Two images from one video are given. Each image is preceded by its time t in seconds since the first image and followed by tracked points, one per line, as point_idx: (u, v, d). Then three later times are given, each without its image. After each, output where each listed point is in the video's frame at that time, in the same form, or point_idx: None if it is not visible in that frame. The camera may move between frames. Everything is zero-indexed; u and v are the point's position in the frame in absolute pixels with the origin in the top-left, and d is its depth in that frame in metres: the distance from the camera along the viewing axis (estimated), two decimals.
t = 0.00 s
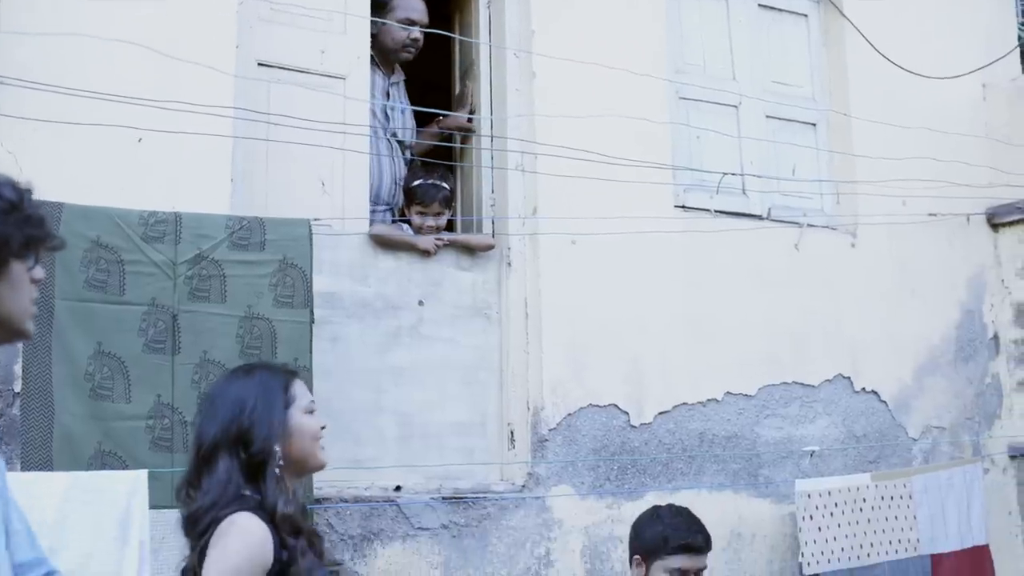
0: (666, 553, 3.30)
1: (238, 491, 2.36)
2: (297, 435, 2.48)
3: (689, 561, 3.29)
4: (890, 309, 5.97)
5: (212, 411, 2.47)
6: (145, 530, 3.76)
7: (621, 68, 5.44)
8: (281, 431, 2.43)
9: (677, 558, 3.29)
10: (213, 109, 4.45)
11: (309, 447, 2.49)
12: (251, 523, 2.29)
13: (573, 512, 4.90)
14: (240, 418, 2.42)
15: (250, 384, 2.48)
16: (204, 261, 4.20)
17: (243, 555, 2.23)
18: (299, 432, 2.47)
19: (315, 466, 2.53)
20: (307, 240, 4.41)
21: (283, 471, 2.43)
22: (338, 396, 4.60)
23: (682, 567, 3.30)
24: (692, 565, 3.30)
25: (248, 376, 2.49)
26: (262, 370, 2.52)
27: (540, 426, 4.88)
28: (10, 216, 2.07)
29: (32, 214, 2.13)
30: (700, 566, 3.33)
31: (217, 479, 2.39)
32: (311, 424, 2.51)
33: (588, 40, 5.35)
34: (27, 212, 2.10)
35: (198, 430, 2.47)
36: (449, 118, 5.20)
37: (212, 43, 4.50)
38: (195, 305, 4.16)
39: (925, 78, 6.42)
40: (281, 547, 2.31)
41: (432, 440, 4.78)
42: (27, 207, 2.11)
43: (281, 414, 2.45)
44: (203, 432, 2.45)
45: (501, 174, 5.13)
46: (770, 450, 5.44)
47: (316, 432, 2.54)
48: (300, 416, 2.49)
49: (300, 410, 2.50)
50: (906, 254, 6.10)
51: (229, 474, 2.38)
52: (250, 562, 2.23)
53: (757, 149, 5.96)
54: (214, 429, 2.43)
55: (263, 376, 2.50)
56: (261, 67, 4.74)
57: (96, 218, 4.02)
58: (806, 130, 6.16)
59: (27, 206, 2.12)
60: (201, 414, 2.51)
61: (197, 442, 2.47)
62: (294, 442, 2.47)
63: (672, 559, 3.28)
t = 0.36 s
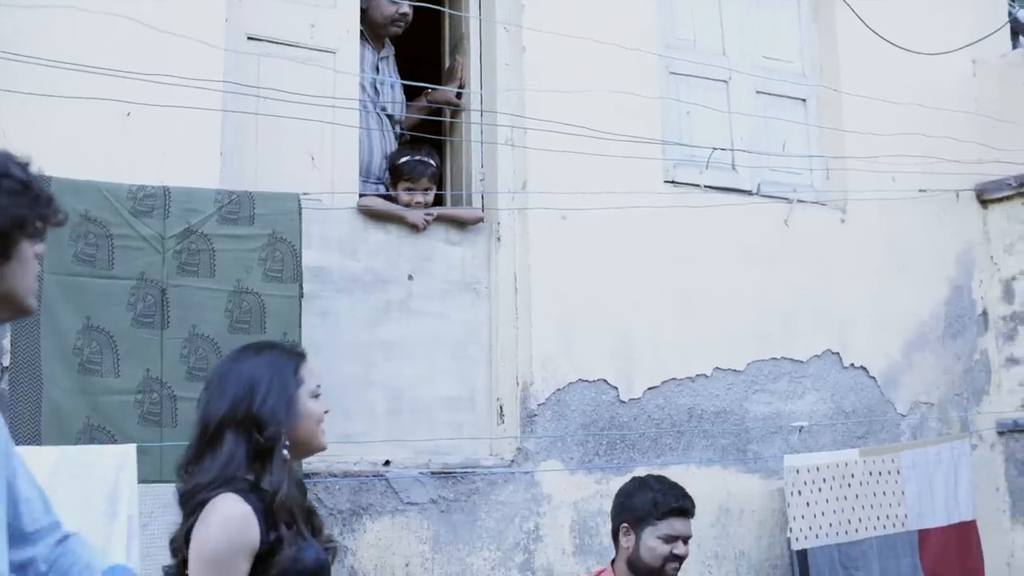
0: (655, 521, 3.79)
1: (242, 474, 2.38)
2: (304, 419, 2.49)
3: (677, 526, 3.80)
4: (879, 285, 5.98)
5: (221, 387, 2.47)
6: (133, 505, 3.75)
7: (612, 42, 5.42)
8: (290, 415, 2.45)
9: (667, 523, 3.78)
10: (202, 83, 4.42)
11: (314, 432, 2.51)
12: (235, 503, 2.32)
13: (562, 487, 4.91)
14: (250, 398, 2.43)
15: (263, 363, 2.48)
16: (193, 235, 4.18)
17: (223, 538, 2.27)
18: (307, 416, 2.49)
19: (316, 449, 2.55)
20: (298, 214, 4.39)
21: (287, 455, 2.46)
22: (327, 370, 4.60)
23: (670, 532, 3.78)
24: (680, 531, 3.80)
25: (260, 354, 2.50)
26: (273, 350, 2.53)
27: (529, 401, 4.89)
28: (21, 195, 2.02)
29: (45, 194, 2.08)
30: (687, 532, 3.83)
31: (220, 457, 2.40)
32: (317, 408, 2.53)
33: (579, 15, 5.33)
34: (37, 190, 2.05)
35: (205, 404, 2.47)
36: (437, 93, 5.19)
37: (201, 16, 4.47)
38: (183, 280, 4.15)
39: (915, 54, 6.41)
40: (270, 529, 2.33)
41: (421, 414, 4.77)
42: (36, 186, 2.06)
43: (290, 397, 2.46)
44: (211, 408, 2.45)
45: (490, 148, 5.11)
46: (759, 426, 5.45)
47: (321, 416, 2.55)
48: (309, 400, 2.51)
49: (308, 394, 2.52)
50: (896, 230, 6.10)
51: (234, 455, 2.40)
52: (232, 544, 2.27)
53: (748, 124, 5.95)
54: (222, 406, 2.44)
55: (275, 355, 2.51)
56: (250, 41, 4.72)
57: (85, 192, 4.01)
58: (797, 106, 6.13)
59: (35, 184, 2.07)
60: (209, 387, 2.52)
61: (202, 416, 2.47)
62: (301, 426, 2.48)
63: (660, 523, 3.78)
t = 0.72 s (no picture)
0: (640, 511, 3.79)
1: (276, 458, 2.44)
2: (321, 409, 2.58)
3: (662, 514, 3.80)
4: (869, 268, 5.98)
5: (256, 365, 2.48)
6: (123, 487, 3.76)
7: (601, 24, 5.40)
8: (319, 405, 2.53)
9: (651, 514, 3.78)
10: (191, 64, 4.41)
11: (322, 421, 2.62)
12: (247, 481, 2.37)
13: (551, 470, 4.92)
14: (290, 384, 2.48)
15: (297, 348, 2.52)
16: (182, 217, 4.17)
17: (239, 515, 2.31)
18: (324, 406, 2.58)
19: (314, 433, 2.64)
20: (287, 196, 4.37)
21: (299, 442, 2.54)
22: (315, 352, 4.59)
23: (655, 521, 3.78)
24: (666, 519, 3.80)
25: (292, 338, 2.54)
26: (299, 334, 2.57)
27: (518, 383, 4.89)
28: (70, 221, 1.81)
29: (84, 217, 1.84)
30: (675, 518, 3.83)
31: (253, 439, 2.44)
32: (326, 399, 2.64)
33: None
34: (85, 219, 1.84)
35: (237, 379, 2.47)
36: (427, 75, 5.15)
37: None
38: (172, 261, 4.13)
39: (905, 37, 6.40)
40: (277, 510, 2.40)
41: (410, 396, 4.77)
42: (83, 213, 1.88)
43: (320, 387, 2.54)
44: (247, 385, 2.46)
45: (480, 130, 5.10)
46: (749, 408, 5.45)
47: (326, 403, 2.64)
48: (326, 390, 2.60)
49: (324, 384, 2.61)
50: (886, 213, 6.10)
51: (271, 438, 2.44)
52: (247, 520, 2.32)
53: (738, 107, 5.94)
54: (262, 386, 2.46)
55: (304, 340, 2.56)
56: (240, 22, 4.70)
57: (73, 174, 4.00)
58: (786, 89, 6.14)
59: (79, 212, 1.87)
60: (234, 361, 2.51)
61: (233, 390, 2.46)
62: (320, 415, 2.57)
63: (645, 513, 3.78)
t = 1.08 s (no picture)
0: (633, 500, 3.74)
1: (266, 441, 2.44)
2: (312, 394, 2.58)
3: (655, 505, 3.74)
4: (859, 252, 5.98)
5: (244, 349, 2.47)
6: (113, 472, 3.75)
7: (592, 9, 5.39)
8: (311, 389, 2.52)
9: (644, 503, 3.73)
10: (181, 47, 4.40)
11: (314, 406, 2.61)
12: (242, 459, 2.38)
13: (541, 454, 4.92)
14: (280, 369, 2.47)
15: (285, 332, 2.52)
16: (173, 200, 4.16)
17: (240, 489, 2.33)
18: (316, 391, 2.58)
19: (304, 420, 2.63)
20: (277, 179, 4.35)
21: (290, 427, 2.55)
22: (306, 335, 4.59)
23: (647, 511, 3.73)
24: (659, 509, 3.75)
25: (282, 323, 2.53)
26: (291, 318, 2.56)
27: (509, 367, 4.88)
28: None
29: None
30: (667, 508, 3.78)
31: (242, 424, 2.43)
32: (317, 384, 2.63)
33: None
34: None
35: (225, 363, 2.46)
36: (417, 59, 5.17)
37: None
38: (162, 245, 4.12)
39: (896, 23, 6.40)
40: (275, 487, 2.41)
41: (400, 380, 4.77)
42: None
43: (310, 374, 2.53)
44: (235, 369, 2.45)
45: (470, 114, 5.10)
46: (739, 393, 5.46)
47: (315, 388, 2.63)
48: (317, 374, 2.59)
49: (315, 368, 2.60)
50: (876, 199, 6.11)
51: (261, 422, 2.44)
52: (249, 496, 2.33)
53: (728, 92, 5.94)
54: (251, 372, 2.45)
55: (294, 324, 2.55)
56: (230, 5, 4.67)
57: (63, 157, 3.98)
58: (778, 74, 6.13)
59: None
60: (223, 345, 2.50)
61: (221, 374, 2.46)
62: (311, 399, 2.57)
63: (638, 504, 3.73)
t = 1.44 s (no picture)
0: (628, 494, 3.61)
1: (227, 413, 2.41)
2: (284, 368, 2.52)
3: (647, 502, 3.61)
4: (849, 235, 5.99)
5: (204, 332, 2.48)
6: (102, 454, 3.75)
7: None
8: (274, 362, 2.48)
9: (638, 501, 3.60)
10: (171, 28, 4.37)
11: (294, 382, 2.54)
12: (224, 438, 2.34)
13: (531, 436, 4.93)
14: (234, 344, 2.45)
15: (243, 308, 2.51)
16: (163, 182, 4.15)
17: (222, 474, 2.27)
18: (287, 365, 2.52)
19: (292, 402, 2.56)
20: (267, 161, 4.36)
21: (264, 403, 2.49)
22: (297, 316, 4.58)
23: (641, 508, 3.61)
24: (653, 507, 3.62)
25: (240, 300, 2.52)
26: (259, 300, 2.55)
27: (498, 349, 4.89)
28: None
29: None
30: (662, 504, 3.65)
31: (203, 399, 2.42)
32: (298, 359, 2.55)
33: None
34: None
35: (188, 347, 2.48)
36: (408, 41, 5.13)
37: None
38: (152, 227, 4.11)
39: (888, 5, 6.39)
40: (257, 467, 2.35)
41: (390, 361, 4.77)
42: None
43: (273, 348, 2.48)
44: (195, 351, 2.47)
45: (461, 96, 5.07)
46: (728, 375, 5.47)
47: (299, 368, 2.57)
48: (288, 347, 2.53)
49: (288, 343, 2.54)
50: (867, 181, 6.11)
51: (219, 394, 2.42)
52: (230, 480, 2.28)
53: (719, 74, 5.93)
54: (208, 350, 2.45)
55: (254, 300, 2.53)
56: None
57: (53, 137, 3.96)
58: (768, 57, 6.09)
59: None
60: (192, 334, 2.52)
61: (185, 358, 2.48)
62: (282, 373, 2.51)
63: (630, 502, 3.60)
